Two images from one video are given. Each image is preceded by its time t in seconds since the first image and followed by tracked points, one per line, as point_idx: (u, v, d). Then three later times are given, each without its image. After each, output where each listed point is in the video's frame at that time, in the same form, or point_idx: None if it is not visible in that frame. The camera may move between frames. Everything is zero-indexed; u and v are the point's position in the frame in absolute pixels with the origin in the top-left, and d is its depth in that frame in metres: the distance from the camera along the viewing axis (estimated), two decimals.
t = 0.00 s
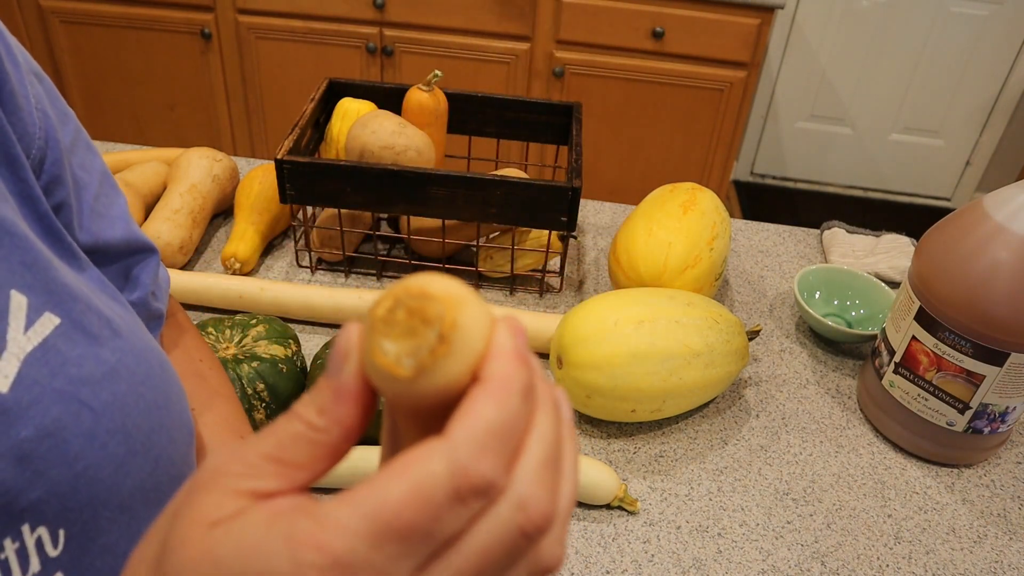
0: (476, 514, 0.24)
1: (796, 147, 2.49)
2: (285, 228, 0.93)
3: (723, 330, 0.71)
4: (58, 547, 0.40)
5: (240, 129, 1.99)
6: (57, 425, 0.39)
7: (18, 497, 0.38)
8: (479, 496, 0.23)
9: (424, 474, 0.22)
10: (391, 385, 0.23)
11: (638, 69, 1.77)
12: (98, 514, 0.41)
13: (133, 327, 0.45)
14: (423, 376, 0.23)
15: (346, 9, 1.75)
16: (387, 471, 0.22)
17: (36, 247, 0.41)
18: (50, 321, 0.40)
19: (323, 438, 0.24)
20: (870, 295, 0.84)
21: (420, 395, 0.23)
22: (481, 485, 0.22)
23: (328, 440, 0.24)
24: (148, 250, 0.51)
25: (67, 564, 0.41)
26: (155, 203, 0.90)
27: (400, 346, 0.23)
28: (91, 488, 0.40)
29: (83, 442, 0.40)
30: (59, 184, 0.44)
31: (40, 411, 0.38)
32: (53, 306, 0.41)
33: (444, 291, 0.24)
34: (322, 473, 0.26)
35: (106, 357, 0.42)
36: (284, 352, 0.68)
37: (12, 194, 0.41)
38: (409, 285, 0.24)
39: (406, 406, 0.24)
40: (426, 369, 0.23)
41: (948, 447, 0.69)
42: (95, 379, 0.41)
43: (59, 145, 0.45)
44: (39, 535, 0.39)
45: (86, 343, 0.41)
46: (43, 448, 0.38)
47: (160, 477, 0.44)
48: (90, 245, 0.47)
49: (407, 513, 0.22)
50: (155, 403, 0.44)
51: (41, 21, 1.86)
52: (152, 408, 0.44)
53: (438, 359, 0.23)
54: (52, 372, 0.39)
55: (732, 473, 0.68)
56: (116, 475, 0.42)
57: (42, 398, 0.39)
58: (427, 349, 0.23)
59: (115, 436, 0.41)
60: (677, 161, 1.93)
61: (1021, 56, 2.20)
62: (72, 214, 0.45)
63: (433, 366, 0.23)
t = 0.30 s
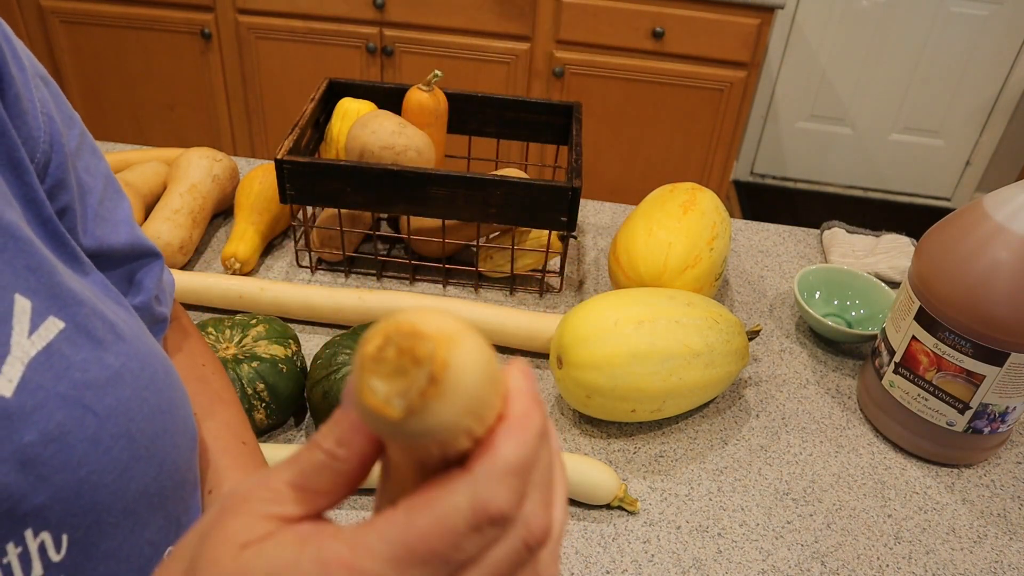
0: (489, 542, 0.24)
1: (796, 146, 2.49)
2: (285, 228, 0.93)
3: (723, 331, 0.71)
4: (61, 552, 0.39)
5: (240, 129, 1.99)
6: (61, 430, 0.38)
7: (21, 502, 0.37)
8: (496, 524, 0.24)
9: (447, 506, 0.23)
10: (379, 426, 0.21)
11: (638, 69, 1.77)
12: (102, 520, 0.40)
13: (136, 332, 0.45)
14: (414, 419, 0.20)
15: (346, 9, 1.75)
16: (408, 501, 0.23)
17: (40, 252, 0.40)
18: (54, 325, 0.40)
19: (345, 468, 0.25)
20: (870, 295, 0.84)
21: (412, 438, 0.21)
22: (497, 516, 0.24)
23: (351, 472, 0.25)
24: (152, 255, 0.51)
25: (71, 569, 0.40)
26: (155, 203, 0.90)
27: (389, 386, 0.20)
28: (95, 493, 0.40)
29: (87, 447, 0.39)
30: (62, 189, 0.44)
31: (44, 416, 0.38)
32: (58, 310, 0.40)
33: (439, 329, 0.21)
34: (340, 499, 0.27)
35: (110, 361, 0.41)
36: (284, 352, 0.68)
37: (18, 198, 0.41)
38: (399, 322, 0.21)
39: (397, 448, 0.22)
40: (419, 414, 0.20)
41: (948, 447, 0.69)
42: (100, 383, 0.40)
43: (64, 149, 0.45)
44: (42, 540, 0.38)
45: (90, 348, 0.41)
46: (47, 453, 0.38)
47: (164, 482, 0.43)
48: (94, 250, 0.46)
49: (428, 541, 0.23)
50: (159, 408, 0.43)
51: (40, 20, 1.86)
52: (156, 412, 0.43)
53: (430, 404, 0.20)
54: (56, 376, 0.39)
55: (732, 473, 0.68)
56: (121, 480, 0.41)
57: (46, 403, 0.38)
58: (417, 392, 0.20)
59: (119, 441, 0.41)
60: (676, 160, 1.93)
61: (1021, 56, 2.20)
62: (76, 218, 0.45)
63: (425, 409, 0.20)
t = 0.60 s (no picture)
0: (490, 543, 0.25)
1: (796, 146, 2.49)
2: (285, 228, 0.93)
3: (723, 331, 0.71)
4: (70, 549, 0.39)
5: (240, 129, 1.99)
6: (69, 428, 0.38)
7: (29, 500, 0.37)
8: (499, 524, 0.25)
9: (457, 508, 0.24)
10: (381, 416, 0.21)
11: (637, 69, 1.77)
12: (110, 518, 0.40)
13: (141, 330, 0.44)
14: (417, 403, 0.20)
15: (346, 9, 1.75)
16: (417, 507, 0.24)
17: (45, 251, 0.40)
18: (61, 325, 0.39)
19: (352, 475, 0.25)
20: (870, 295, 0.84)
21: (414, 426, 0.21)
22: (499, 516, 0.25)
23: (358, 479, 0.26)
24: (155, 255, 0.51)
25: (79, 567, 0.40)
26: (155, 203, 0.90)
27: (391, 369, 0.20)
28: (101, 492, 0.39)
29: (94, 446, 0.39)
30: (67, 188, 0.44)
31: (52, 415, 0.38)
32: (64, 310, 0.40)
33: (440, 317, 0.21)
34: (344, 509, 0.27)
35: (116, 360, 0.41)
36: (284, 352, 0.68)
37: (23, 197, 0.41)
38: (398, 314, 0.21)
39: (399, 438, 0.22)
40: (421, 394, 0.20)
41: (949, 447, 0.69)
42: (106, 382, 0.40)
43: (68, 149, 0.45)
44: (51, 537, 0.38)
45: (97, 347, 0.40)
46: (55, 452, 0.37)
47: (171, 481, 0.43)
48: (99, 249, 0.46)
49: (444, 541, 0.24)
50: (165, 407, 0.43)
51: (40, 20, 1.86)
52: (161, 412, 0.42)
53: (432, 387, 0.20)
54: (63, 376, 0.38)
55: (731, 473, 0.68)
56: (128, 479, 0.40)
57: (54, 402, 0.38)
58: (419, 379, 0.20)
59: (126, 440, 0.40)
60: (676, 160, 1.92)
61: (1021, 56, 2.19)
62: (80, 218, 0.45)
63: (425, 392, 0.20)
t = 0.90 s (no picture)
0: None
1: (795, 146, 2.49)
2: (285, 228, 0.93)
3: (723, 331, 0.71)
4: (77, 551, 0.38)
5: (240, 129, 1.99)
6: (76, 430, 0.37)
7: (35, 502, 0.36)
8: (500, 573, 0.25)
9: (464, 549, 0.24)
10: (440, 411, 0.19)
11: (637, 69, 1.77)
12: (118, 519, 0.39)
13: (146, 332, 0.44)
14: (490, 372, 0.17)
15: (346, 9, 1.75)
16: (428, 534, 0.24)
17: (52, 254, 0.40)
18: (66, 327, 0.38)
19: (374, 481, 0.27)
20: (870, 295, 0.84)
21: (474, 426, 0.19)
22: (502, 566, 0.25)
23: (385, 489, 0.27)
24: (158, 257, 0.51)
25: (85, 569, 0.39)
26: (155, 203, 0.90)
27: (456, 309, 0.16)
28: (109, 494, 0.39)
29: (100, 447, 0.38)
30: (72, 192, 0.44)
31: (59, 417, 0.37)
32: (69, 312, 0.39)
33: (503, 246, 0.17)
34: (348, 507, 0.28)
35: (122, 362, 0.40)
36: (284, 352, 0.68)
37: (28, 200, 0.41)
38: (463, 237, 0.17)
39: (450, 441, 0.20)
40: (500, 359, 0.17)
41: (949, 447, 0.69)
42: (112, 384, 0.39)
43: (73, 151, 0.45)
44: (58, 540, 0.37)
45: (102, 348, 0.40)
46: (62, 454, 0.37)
47: (176, 482, 0.43)
48: (102, 252, 0.46)
49: (455, 574, 0.24)
50: (169, 409, 0.43)
51: (40, 20, 1.86)
52: (167, 412, 0.42)
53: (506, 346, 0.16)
54: (69, 378, 0.38)
55: (731, 473, 0.68)
56: (134, 480, 0.40)
57: (61, 404, 0.37)
58: (481, 304, 0.16)
59: (132, 442, 0.40)
60: (676, 160, 1.92)
61: (1021, 56, 2.19)
62: (85, 221, 0.45)
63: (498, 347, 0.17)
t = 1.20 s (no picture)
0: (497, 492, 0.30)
1: (795, 147, 2.49)
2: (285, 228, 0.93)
3: (723, 331, 0.71)
4: (85, 556, 0.38)
5: (240, 129, 1.99)
6: (81, 434, 0.37)
7: (40, 506, 0.36)
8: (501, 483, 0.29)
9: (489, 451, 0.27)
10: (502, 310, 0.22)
11: (637, 69, 1.77)
12: (124, 522, 0.39)
13: (153, 334, 0.43)
14: (555, 239, 0.19)
15: (345, 9, 1.75)
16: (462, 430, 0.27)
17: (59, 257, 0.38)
18: (72, 329, 0.37)
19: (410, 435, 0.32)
20: (870, 295, 0.84)
21: (529, 331, 0.22)
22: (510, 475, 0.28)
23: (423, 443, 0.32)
24: (166, 254, 0.50)
25: None
26: (155, 203, 0.90)
27: (531, 152, 0.17)
28: (115, 497, 0.38)
29: (106, 450, 0.38)
30: (80, 189, 0.42)
31: (64, 419, 0.37)
32: (75, 314, 0.38)
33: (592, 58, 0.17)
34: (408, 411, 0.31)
35: (128, 364, 0.40)
36: (284, 352, 0.68)
37: (37, 199, 0.39)
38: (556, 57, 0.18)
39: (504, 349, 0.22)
40: (570, 223, 0.19)
41: (949, 447, 0.69)
42: (118, 387, 0.39)
43: (82, 150, 0.43)
44: (65, 545, 0.37)
45: (109, 351, 0.39)
46: (66, 458, 0.37)
47: (183, 486, 0.42)
48: (110, 251, 0.45)
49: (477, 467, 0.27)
50: (176, 411, 0.42)
51: (40, 20, 1.86)
52: (174, 415, 0.42)
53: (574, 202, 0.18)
54: (74, 381, 0.37)
55: (732, 473, 0.68)
56: (141, 482, 0.40)
57: (66, 407, 0.37)
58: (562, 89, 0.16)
59: (137, 445, 0.39)
60: (676, 160, 1.93)
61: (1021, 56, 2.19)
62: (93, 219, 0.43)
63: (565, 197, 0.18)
